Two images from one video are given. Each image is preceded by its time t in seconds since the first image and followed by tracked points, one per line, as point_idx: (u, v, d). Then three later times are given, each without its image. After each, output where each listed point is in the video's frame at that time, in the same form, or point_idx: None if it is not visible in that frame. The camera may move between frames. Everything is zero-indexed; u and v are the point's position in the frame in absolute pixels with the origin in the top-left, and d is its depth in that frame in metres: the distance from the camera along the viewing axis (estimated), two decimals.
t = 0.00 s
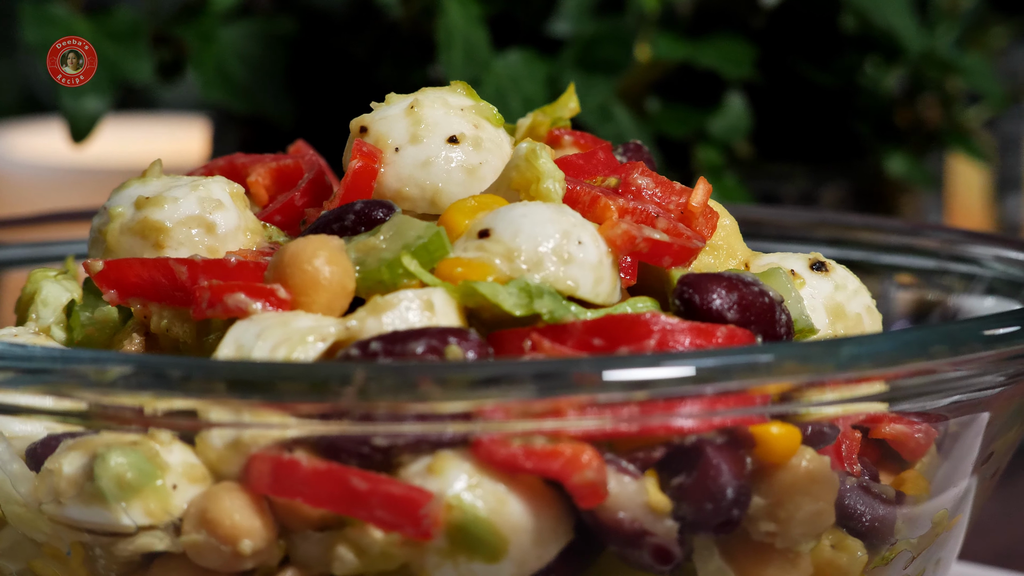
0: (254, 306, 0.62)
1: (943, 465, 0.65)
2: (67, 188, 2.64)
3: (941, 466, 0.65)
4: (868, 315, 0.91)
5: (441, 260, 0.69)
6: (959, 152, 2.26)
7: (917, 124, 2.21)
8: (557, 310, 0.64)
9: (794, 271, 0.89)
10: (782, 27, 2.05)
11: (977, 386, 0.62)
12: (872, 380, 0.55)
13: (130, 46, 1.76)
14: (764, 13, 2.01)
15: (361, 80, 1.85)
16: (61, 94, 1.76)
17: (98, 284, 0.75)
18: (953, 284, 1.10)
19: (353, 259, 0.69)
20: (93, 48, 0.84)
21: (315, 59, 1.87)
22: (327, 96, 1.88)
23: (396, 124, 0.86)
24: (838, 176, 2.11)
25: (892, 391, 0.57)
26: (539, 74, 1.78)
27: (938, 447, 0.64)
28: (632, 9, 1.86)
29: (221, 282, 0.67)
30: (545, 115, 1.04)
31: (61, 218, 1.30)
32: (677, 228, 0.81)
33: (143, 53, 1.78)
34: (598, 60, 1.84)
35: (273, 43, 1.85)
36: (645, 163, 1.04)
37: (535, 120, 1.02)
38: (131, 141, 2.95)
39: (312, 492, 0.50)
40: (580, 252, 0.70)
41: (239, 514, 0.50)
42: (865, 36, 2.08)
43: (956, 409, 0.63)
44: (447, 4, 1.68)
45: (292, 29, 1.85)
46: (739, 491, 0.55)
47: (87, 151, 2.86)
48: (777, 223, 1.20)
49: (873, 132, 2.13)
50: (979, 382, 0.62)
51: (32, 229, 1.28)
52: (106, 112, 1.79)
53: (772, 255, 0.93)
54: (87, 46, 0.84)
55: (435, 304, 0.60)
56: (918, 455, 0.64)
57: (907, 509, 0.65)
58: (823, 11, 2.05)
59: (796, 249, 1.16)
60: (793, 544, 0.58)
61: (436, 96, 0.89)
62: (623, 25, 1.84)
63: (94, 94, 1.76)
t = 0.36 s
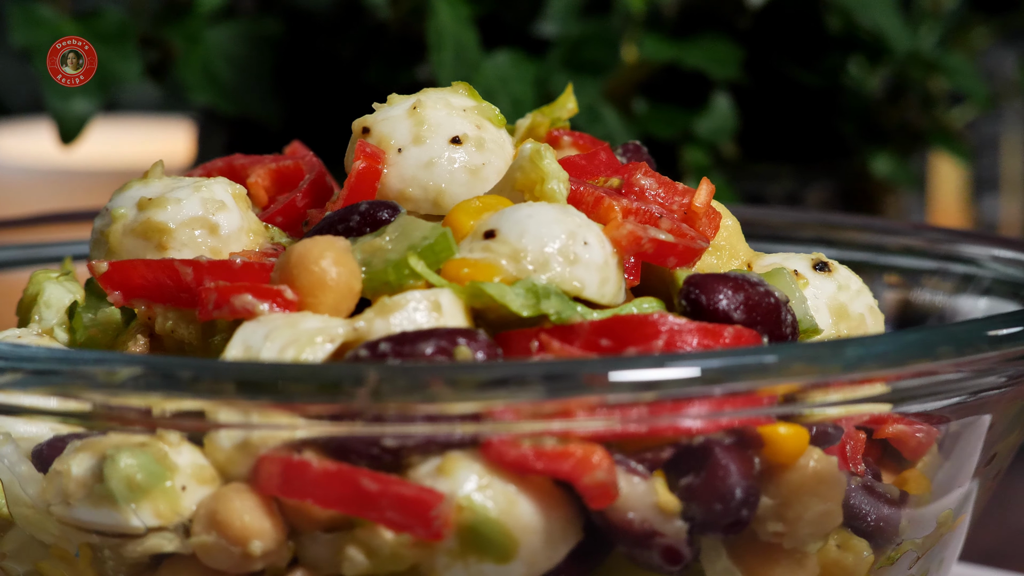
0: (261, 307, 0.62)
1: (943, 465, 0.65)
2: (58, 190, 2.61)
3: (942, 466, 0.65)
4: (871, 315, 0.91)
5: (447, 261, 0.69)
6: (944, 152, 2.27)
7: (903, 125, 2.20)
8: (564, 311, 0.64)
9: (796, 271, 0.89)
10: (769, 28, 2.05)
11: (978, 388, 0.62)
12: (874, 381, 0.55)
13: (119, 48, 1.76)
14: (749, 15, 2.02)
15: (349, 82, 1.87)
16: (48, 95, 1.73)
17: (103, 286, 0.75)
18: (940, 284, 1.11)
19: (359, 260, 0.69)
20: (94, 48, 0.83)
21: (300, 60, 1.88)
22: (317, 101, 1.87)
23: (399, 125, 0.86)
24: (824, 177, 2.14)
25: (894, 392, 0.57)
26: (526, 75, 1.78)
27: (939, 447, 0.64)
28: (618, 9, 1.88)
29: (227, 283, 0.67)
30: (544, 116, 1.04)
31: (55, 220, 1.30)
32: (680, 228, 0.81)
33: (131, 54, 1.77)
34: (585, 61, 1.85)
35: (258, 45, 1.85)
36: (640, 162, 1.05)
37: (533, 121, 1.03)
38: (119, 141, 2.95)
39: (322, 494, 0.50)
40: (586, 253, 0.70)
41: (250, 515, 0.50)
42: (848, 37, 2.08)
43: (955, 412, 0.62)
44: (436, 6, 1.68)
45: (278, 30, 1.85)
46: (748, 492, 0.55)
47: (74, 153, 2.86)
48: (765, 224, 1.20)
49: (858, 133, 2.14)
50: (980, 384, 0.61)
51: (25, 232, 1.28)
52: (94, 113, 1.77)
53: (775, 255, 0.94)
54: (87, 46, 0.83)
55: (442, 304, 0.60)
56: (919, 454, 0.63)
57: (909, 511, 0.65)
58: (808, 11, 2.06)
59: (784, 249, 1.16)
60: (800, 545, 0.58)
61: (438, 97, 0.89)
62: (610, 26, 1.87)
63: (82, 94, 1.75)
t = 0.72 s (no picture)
0: (264, 308, 0.62)
1: (942, 467, 0.65)
2: (45, 194, 2.60)
3: (940, 466, 0.65)
4: (869, 315, 0.91)
5: (448, 261, 0.69)
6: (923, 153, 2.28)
7: (884, 125, 2.22)
8: (567, 311, 0.64)
9: (795, 270, 0.89)
10: (750, 27, 2.06)
11: (975, 388, 0.62)
12: (872, 382, 0.55)
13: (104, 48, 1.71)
14: (732, 15, 2.03)
15: (333, 79, 1.90)
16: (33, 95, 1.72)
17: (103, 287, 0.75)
18: (919, 282, 1.14)
19: (360, 260, 0.69)
20: (94, 49, 0.83)
21: (284, 61, 1.90)
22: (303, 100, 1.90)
23: (398, 125, 0.86)
24: (806, 176, 2.15)
25: (892, 392, 0.57)
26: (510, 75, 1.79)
27: (937, 448, 0.64)
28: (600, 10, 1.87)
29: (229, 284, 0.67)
30: (540, 116, 1.04)
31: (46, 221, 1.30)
32: (680, 228, 0.81)
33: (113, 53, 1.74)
34: (569, 62, 1.84)
35: (242, 44, 1.87)
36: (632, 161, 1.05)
37: (529, 121, 1.03)
38: (103, 142, 2.94)
39: (329, 494, 0.49)
40: (587, 253, 0.70)
41: (255, 516, 0.50)
42: (829, 37, 2.09)
43: (951, 412, 0.62)
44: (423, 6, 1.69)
45: (262, 30, 1.87)
46: (752, 492, 0.55)
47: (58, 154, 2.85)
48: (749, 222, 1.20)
49: (840, 134, 2.16)
50: (975, 385, 0.61)
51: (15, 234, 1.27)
52: (79, 114, 1.76)
53: (774, 255, 0.94)
54: (88, 46, 0.83)
55: (445, 305, 0.60)
56: (916, 452, 0.63)
57: (909, 514, 0.65)
58: (789, 10, 2.06)
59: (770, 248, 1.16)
60: (804, 544, 0.58)
61: (436, 97, 0.89)
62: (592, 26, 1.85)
63: (67, 96, 1.74)
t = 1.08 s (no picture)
0: (263, 308, 0.61)
1: (937, 467, 0.65)
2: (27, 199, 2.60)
3: (935, 467, 0.64)
4: (865, 314, 0.91)
5: (447, 261, 0.69)
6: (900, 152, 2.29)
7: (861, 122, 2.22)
8: (567, 310, 0.64)
9: (791, 270, 0.89)
10: (728, 27, 2.05)
11: (970, 388, 0.61)
12: (867, 382, 0.55)
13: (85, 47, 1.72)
14: (709, 14, 2.01)
15: (318, 81, 1.89)
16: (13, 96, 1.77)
17: (99, 287, 0.75)
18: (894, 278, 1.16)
19: (359, 260, 0.69)
20: (94, 48, 0.82)
21: (263, 59, 1.90)
22: (281, 100, 1.90)
23: (393, 125, 0.86)
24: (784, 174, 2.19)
25: (888, 392, 0.57)
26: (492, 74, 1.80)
27: (932, 448, 0.64)
28: (579, 10, 1.86)
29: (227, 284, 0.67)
30: (531, 115, 1.03)
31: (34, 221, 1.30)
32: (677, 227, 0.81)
33: (97, 54, 1.81)
34: (546, 61, 1.83)
35: (224, 44, 1.86)
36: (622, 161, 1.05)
37: (521, 120, 1.03)
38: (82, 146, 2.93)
39: (333, 494, 0.49)
40: (586, 252, 0.70)
41: (257, 516, 0.50)
42: (807, 37, 2.08)
43: (948, 413, 0.62)
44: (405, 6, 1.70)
45: (240, 30, 1.87)
46: (754, 490, 0.55)
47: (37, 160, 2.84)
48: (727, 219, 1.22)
49: (818, 133, 2.17)
50: (969, 385, 0.61)
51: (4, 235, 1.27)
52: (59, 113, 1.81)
53: (769, 254, 0.94)
54: (88, 45, 0.82)
55: (445, 304, 0.60)
56: (909, 449, 0.63)
57: (904, 514, 0.65)
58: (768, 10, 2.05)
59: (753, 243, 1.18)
60: (805, 543, 0.58)
61: (431, 96, 0.89)
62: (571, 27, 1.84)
63: (47, 95, 1.79)
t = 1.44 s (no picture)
0: (261, 308, 0.61)
1: (930, 470, 0.65)
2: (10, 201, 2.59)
3: (928, 468, 0.65)
4: (858, 312, 0.92)
5: (444, 261, 0.69)
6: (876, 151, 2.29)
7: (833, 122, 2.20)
8: (564, 310, 0.64)
9: (786, 269, 0.89)
10: (708, 26, 2.07)
11: (963, 388, 0.61)
12: (861, 382, 0.55)
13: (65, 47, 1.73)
14: (688, 13, 2.02)
15: (298, 80, 1.90)
16: None
17: (94, 287, 0.74)
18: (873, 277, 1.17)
19: (355, 260, 0.69)
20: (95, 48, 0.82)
21: (242, 60, 1.90)
22: (261, 98, 1.91)
23: (387, 124, 0.86)
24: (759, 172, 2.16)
25: (881, 391, 0.57)
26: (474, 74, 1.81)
27: (925, 448, 0.64)
28: (556, 10, 1.87)
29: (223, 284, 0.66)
30: (522, 115, 1.03)
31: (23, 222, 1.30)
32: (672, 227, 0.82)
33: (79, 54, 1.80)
34: (526, 60, 1.83)
35: (202, 43, 1.86)
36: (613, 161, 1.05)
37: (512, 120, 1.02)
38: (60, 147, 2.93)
39: (334, 494, 0.49)
40: (583, 252, 0.70)
41: (257, 516, 0.50)
42: (781, 36, 2.09)
43: (939, 414, 0.63)
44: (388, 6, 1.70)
45: (218, 30, 1.87)
46: (753, 490, 0.55)
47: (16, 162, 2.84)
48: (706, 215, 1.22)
49: (795, 132, 2.15)
50: (962, 385, 0.61)
51: None
52: (41, 114, 1.78)
53: (762, 254, 0.94)
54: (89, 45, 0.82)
55: (443, 304, 0.60)
56: (900, 447, 0.63)
57: (899, 518, 0.65)
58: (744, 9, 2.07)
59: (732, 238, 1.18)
60: (803, 543, 0.59)
61: (425, 96, 0.89)
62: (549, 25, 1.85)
63: (28, 95, 1.75)
